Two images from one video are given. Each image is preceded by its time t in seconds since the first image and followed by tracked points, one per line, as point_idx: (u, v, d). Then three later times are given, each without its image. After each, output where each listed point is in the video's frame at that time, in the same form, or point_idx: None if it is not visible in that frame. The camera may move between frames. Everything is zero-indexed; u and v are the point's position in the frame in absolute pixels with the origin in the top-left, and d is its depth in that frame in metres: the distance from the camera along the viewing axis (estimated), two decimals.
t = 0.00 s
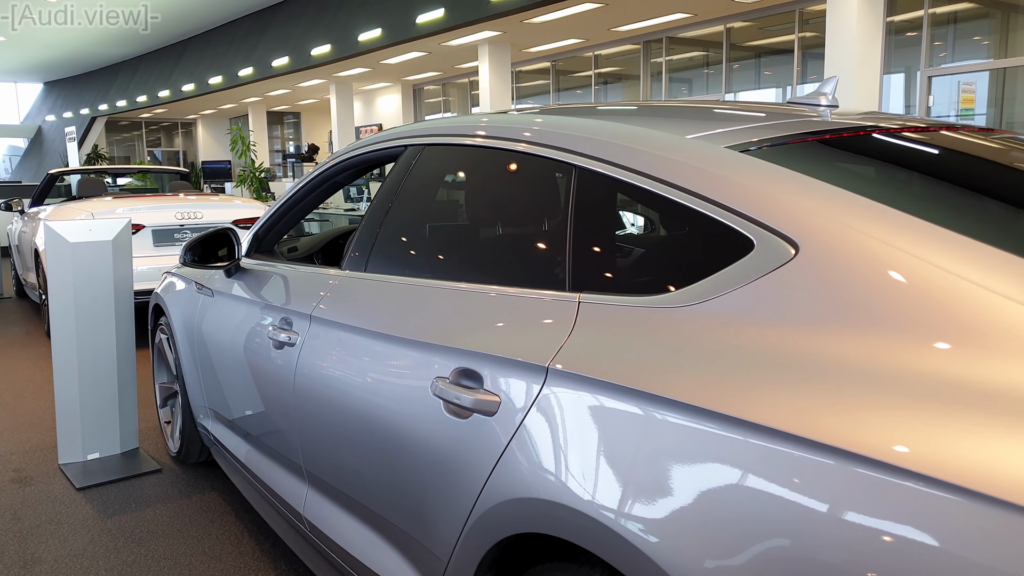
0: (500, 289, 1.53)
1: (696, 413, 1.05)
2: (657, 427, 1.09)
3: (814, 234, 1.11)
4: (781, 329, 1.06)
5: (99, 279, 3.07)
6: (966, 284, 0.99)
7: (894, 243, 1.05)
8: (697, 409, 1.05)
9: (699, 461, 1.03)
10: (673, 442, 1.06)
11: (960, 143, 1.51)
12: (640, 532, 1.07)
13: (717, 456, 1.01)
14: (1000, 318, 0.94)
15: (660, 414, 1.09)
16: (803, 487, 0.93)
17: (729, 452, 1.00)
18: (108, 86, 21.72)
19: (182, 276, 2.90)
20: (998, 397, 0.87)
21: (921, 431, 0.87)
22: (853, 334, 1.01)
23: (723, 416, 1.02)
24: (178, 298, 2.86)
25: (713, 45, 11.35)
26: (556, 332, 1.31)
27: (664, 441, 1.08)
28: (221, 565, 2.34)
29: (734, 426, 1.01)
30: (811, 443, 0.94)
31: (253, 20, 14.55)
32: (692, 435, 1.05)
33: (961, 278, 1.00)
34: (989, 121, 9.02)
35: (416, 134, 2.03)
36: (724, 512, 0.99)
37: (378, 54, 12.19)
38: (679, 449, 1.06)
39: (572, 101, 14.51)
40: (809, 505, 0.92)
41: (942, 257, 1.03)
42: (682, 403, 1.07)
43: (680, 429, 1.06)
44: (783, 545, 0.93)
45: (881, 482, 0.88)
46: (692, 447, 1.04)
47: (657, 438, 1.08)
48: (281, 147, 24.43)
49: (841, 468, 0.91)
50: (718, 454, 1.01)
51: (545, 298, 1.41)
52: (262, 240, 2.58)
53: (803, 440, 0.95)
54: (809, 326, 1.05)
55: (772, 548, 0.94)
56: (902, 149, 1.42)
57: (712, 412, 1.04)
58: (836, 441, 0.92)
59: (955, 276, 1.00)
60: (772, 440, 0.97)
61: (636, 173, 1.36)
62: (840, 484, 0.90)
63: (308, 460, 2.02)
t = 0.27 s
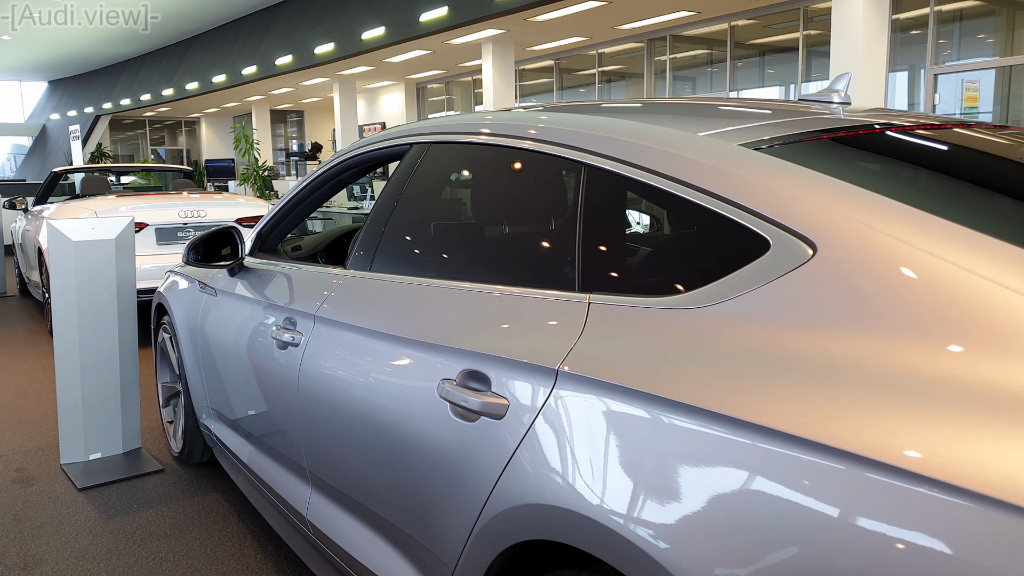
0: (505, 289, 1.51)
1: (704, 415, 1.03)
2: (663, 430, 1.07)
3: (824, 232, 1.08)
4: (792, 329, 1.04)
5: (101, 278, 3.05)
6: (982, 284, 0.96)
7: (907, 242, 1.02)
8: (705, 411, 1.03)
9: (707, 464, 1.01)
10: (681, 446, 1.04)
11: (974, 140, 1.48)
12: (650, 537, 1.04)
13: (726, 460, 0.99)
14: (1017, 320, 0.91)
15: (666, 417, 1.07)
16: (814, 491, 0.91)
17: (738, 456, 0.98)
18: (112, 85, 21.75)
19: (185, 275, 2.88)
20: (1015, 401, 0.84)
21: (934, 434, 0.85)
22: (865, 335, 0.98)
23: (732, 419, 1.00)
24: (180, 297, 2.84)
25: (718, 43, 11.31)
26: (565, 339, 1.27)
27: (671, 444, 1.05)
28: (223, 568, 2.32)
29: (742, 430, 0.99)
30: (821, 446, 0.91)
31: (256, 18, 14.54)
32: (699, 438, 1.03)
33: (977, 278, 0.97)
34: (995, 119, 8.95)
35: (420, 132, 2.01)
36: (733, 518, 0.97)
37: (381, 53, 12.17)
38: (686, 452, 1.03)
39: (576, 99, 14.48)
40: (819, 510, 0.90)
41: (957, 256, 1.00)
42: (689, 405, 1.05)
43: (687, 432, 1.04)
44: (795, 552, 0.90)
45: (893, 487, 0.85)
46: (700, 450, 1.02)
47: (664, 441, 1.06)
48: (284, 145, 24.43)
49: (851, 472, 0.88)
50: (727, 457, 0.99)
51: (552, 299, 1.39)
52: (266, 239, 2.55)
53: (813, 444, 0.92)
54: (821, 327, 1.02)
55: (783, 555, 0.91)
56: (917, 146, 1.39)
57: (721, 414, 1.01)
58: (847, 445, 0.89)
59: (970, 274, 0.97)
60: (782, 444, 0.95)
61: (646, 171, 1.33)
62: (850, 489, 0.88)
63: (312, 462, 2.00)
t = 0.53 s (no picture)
0: (508, 291, 1.49)
1: (710, 419, 1.01)
2: (668, 434, 1.05)
3: (835, 232, 1.06)
4: (802, 332, 1.01)
5: (102, 279, 3.03)
6: (997, 285, 0.93)
7: (920, 241, 1.00)
8: (711, 415, 1.01)
9: (714, 469, 0.98)
10: (686, 450, 1.02)
11: (986, 138, 1.45)
12: (660, 544, 1.01)
13: (733, 465, 0.97)
14: None
15: (672, 421, 1.05)
16: (822, 497, 0.88)
17: (746, 461, 0.96)
18: (114, 85, 21.75)
19: (186, 277, 2.85)
20: None
21: (944, 439, 0.83)
22: (877, 337, 0.96)
23: (738, 423, 0.98)
24: (182, 298, 2.82)
25: (721, 43, 11.27)
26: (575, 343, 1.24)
27: (676, 449, 1.03)
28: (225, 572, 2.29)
29: (750, 434, 0.97)
30: (830, 451, 0.89)
31: (258, 18, 14.53)
32: (705, 442, 1.01)
33: (992, 279, 0.94)
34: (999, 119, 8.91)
35: (423, 132, 1.99)
36: (743, 524, 0.94)
37: (383, 53, 12.15)
38: (691, 457, 1.01)
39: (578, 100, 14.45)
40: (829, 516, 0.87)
41: (972, 257, 0.97)
42: (695, 409, 1.03)
43: (693, 437, 1.02)
44: (807, 562, 0.88)
45: (904, 493, 0.83)
46: (707, 455, 1.00)
47: (669, 445, 1.04)
48: (286, 146, 24.42)
49: (859, 478, 0.86)
50: (735, 462, 0.97)
51: (558, 301, 1.36)
52: (268, 240, 2.52)
53: (822, 449, 0.90)
54: (833, 330, 0.99)
55: (795, 564, 0.89)
56: (930, 145, 1.35)
57: (727, 418, 0.99)
58: (858, 450, 0.87)
59: (987, 274, 0.94)
60: (790, 449, 0.93)
61: (656, 170, 1.30)
62: (860, 495, 0.86)
63: (314, 465, 1.97)
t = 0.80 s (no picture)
0: (512, 291, 1.47)
1: (717, 422, 0.99)
2: (674, 437, 1.03)
3: (848, 229, 1.03)
4: (816, 333, 0.98)
5: (102, 277, 3.00)
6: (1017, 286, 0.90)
7: (936, 239, 0.97)
8: (718, 417, 0.99)
9: (726, 474, 0.96)
10: (692, 453, 1.00)
11: (1001, 136, 1.42)
12: (669, 550, 0.99)
13: (742, 468, 0.95)
14: None
15: (677, 423, 1.03)
16: (831, 501, 0.86)
17: (754, 464, 0.94)
18: (115, 84, 21.75)
19: (187, 276, 2.83)
20: None
21: (957, 443, 0.80)
22: (891, 337, 0.93)
23: (746, 425, 0.96)
24: (183, 297, 2.80)
25: (725, 42, 11.24)
26: (585, 343, 1.22)
27: (682, 451, 1.01)
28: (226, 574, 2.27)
29: (758, 436, 0.95)
30: (840, 455, 0.87)
31: (260, 17, 14.51)
32: (712, 445, 0.99)
33: (1011, 279, 0.91)
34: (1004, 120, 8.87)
35: (427, 129, 1.96)
36: (753, 529, 0.92)
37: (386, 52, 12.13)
38: (697, 459, 0.99)
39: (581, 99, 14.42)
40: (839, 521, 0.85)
41: (990, 257, 0.94)
42: (700, 410, 1.01)
43: (699, 439, 1.00)
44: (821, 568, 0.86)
45: (915, 497, 0.81)
46: (714, 458, 0.98)
47: (675, 448, 1.02)
48: (288, 145, 24.41)
49: (868, 481, 0.84)
50: (744, 465, 0.95)
51: (565, 301, 1.34)
52: (270, 238, 2.50)
53: (831, 452, 0.88)
54: (848, 332, 0.96)
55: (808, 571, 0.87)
56: (945, 142, 1.32)
57: (735, 421, 0.97)
58: (870, 454, 0.85)
59: (1005, 273, 0.92)
60: (798, 453, 0.91)
61: (668, 168, 1.28)
62: (869, 499, 0.84)
63: (316, 467, 1.95)
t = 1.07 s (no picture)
0: (515, 289, 1.45)
1: (725, 422, 0.97)
2: (680, 437, 1.01)
3: (862, 225, 1.01)
4: (832, 332, 0.96)
5: (103, 275, 2.98)
6: None
7: (953, 234, 0.95)
8: (725, 417, 0.97)
9: (738, 476, 0.94)
10: (699, 454, 0.98)
11: (1018, 130, 1.39)
12: (680, 553, 0.97)
13: (751, 469, 0.93)
14: None
15: (684, 424, 1.01)
16: (841, 503, 0.85)
17: (764, 465, 0.92)
18: (116, 83, 21.72)
19: (189, 274, 2.81)
20: None
21: (967, 443, 0.79)
22: (906, 335, 0.91)
23: (754, 425, 0.94)
24: (185, 296, 2.77)
25: (728, 40, 11.20)
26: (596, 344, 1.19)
27: (689, 452, 0.99)
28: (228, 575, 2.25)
29: (766, 437, 0.93)
30: (850, 455, 0.85)
31: (261, 15, 14.47)
32: (720, 445, 0.97)
33: None
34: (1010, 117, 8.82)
35: (430, 126, 1.93)
36: (763, 531, 0.90)
37: (387, 49, 12.09)
38: (704, 460, 0.98)
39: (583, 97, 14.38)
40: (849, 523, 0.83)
41: (1012, 250, 0.92)
42: (707, 410, 0.99)
43: (706, 439, 0.98)
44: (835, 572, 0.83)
45: (926, 499, 0.79)
46: (722, 459, 0.96)
47: (682, 449, 1.00)
48: (290, 143, 24.40)
49: (877, 482, 0.83)
50: (754, 466, 0.93)
51: (573, 300, 1.31)
52: (272, 236, 2.48)
53: (842, 453, 0.86)
54: (866, 330, 0.94)
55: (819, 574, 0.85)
56: (961, 137, 1.29)
57: (743, 421, 0.95)
58: (890, 455, 0.82)
59: None
60: (808, 453, 0.89)
61: (680, 163, 1.25)
62: (879, 500, 0.82)
63: (320, 468, 1.93)
